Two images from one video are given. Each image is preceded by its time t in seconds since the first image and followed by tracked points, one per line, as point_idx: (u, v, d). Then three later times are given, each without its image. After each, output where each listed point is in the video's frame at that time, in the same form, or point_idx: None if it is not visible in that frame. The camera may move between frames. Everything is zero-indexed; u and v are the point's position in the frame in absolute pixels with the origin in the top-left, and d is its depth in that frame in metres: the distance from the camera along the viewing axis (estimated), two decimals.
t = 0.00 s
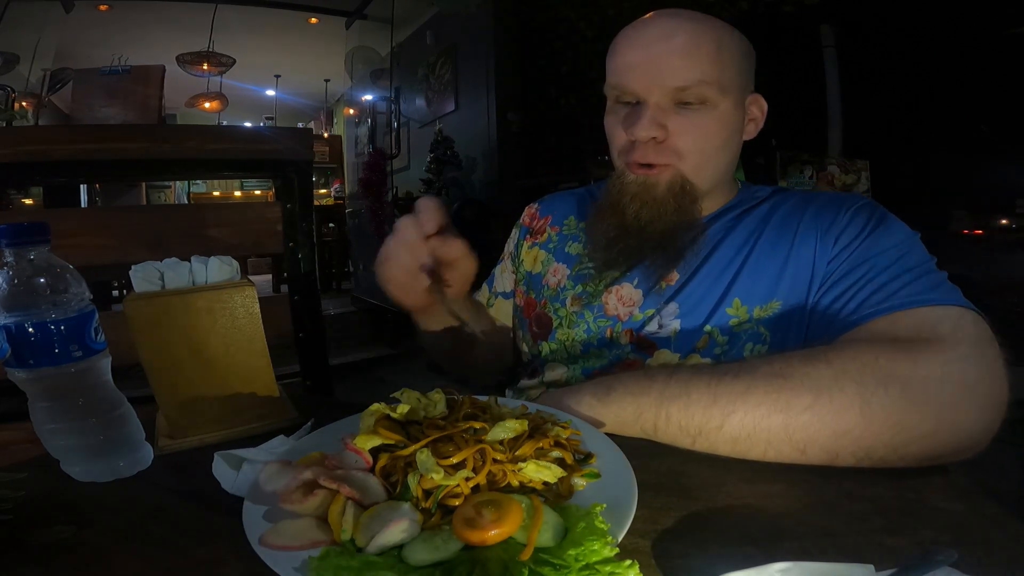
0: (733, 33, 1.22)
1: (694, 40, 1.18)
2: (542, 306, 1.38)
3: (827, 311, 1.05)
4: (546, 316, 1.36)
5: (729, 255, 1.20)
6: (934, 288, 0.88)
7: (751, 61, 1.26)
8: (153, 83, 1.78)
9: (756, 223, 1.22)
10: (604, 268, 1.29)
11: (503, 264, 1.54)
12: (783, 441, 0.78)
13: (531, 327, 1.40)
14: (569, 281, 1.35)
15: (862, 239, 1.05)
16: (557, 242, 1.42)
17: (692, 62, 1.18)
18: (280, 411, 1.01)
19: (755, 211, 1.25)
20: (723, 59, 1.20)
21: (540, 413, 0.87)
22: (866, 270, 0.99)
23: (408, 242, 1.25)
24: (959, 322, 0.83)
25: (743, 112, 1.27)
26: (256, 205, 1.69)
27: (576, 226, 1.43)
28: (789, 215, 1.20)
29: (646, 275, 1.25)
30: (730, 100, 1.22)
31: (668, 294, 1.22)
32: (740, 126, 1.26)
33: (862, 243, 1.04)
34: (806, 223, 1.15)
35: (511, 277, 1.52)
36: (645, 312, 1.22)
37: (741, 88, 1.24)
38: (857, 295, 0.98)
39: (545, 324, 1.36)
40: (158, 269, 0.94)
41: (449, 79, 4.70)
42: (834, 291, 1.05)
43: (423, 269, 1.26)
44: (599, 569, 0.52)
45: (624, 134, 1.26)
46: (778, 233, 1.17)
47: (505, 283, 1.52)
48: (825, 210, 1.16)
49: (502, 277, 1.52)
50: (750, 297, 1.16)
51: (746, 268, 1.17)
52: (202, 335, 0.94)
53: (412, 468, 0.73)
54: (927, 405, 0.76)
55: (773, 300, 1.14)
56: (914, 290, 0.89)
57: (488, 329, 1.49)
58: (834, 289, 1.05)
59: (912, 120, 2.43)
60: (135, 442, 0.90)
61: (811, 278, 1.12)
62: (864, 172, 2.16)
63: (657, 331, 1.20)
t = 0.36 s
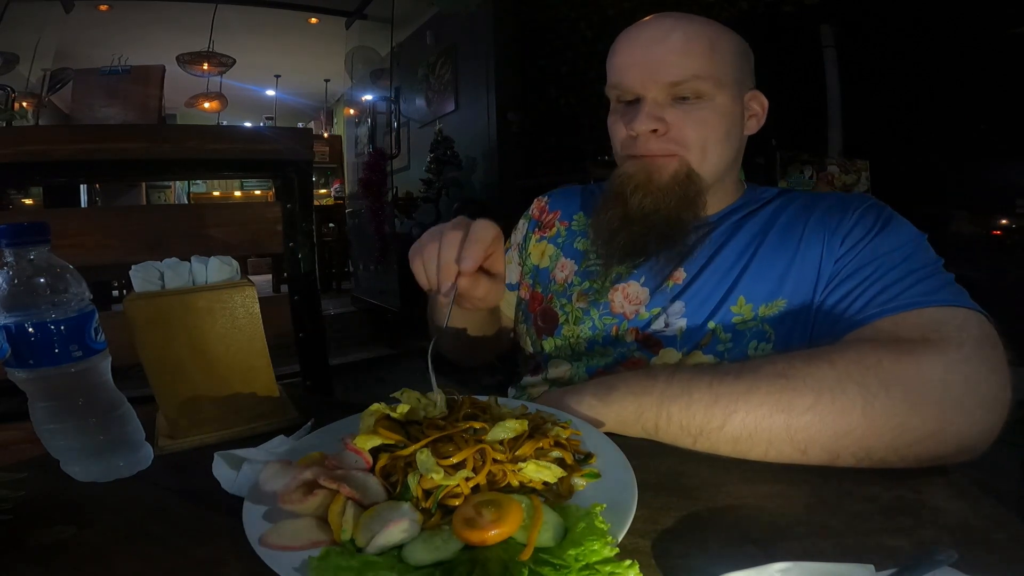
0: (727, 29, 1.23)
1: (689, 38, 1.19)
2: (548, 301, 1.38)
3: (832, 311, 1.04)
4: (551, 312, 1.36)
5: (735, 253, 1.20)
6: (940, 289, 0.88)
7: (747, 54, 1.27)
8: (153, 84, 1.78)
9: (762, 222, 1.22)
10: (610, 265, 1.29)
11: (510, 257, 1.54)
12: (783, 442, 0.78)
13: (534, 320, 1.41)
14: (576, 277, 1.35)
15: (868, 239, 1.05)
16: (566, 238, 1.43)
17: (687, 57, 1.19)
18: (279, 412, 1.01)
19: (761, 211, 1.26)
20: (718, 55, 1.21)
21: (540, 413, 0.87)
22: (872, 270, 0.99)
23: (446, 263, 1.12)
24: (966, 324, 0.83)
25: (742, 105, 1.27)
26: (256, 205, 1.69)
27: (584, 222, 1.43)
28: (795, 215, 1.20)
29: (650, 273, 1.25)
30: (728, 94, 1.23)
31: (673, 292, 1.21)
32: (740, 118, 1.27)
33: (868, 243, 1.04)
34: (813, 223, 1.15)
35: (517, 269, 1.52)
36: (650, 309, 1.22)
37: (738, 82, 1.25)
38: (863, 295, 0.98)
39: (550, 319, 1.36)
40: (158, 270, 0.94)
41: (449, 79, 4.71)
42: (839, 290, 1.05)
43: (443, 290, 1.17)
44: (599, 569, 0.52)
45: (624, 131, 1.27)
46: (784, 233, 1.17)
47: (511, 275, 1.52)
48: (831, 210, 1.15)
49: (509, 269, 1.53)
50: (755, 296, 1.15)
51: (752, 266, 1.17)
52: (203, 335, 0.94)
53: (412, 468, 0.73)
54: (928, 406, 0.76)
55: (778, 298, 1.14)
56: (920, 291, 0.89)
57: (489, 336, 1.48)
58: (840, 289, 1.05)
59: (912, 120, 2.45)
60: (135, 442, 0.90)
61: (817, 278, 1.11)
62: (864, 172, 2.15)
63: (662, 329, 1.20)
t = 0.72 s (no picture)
0: (729, 32, 1.23)
1: (693, 39, 1.19)
2: (551, 294, 1.39)
3: (835, 310, 1.04)
4: (553, 305, 1.36)
5: (739, 249, 1.20)
6: (945, 290, 0.88)
7: (750, 57, 1.27)
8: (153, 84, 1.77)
9: (768, 221, 1.22)
10: (613, 259, 1.29)
11: (513, 252, 1.54)
12: (784, 443, 0.78)
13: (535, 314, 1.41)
14: (579, 270, 1.36)
15: (873, 239, 1.05)
16: (568, 231, 1.43)
17: (690, 59, 1.19)
18: (279, 412, 1.01)
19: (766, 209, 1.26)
20: (721, 57, 1.21)
21: (540, 413, 0.87)
22: (877, 269, 0.99)
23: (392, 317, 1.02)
24: (969, 324, 0.83)
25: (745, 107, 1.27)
26: (257, 205, 1.69)
27: (588, 217, 1.43)
28: (801, 214, 1.20)
29: (653, 270, 1.25)
30: (732, 95, 1.23)
31: (676, 288, 1.21)
32: (743, 120, 1.27)
33: (874, 243, 1.04)
34: (818, 221, 1.15)
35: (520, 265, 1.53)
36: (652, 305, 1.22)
37: (742, 84, 1.25)
38: (867, 295, 0.97)
39: (552, 314, 1.36)
40: (158, 269, 0.94)
41: (449, 79, 4.70)
42: (843, 289, 1.05)
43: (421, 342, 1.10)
44: (598, 569, 0.52)
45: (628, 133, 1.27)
46: (789, 231, 1.17)
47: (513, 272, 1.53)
48: (837, 209, 1.15)
49: (512, 264, 1.53)
50: (758, 292, 1.15)
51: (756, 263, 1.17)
52: (203, 335, 0.94)
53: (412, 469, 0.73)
54: (929, 407, 0.76)
55: (782, 296, 1.14)
56: (924, 291, 0.88)
57: (493, 337, 1.44)
58: (844, 288, 1.05)
59: (912, 120, 2.46)
60: (135, 442, 0.90)
61: (821, 276, 1.11)
62: (864, 172, 2.15)
63: (664, 323, 1.20)
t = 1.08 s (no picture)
0: (725, 30, 1.24)
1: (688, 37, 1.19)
2: (548, 296, 1.38)
3: (834, 311, 1.04)
4: (550, 308, 1.36)
5: (737, 249, 1.20)
6: (945, 290, 0.88)
7: (746, 55, 1.28)
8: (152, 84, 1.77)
9: (766, 220, 1.22)
10: (610, 260, 1.29)
11: (509, 257, 1.55)
12: (784, 444, 0.78)
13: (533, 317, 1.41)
14: (575, 271, 1.36)
15: (872, 238, 1.05)
16: (564, 233, 1.43)
17: (685, 57, 1.19)
18: (279, 412, 1.01)
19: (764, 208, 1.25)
20: (717, 54, 1.21)
21: (540, 413, 0.87)
22: (876, 269, 0.99)
23: (355, 342, 1.13)
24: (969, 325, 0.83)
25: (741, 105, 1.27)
26: (257, 205, 1.69)
27: (584, 218, 1.43)
28: (799, 213, 1.19)
29: (651, 270, 1.25)
30: (727, 93, 1.23)
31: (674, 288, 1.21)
32: (739, 118, 1.27)
33: (872, 242, 1.04)
34: (816, 220, 1.15)
35: (517, 268, 1.53)
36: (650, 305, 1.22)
37: (738, 82, 1.25)
38: (867, 295, 0.97)
39: (549, 316, 1.36)
40: (158, 270, 0.94)
41: (449, 79, 4.70)
42: (842, 290, 1.05)
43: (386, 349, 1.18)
44: (598, 569, 0.52)
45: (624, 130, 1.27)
46: (787, 230, 1.17)
47: (510, 275, 1.53)
48: (835, 208, 1.15)
49: (509, 268, 1.53)
50: (757, 292, 1.15)
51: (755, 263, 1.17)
52: (202, 335, 0.94)
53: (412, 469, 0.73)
54: (929, 408, 0.76)
55: (780, 296, 1.14)
56: (923, 291, 0.88)
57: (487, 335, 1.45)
58: (842, 288, 1.05)
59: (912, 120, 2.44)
60: (135, 442, 0.89)
61: (819, 275, 1.11)
62: (864, 172, 2.14)
63: (661, 324, 1.20)
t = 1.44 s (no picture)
0: (722, 31, 1.24)
1: (684, 36, 1.20)
2: (545, 297, 1.39)
3: (831, 310, 1.04)
4: (547, 308, 1.36)
5: (733, 248, 1.20)
6: (942, 288, 0.88)
7: (742, 55, 1.28)
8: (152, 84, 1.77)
9: (761, 219, 1.22)
10: (607, 260, 1.29)
11: (506, 256, 1.54)
12: (784, 445, 0.78)
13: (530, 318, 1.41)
14: (571, 272, 1.36)
15: (867, 236, 1.05)
16: (561, 233, 1.43)
17: (682, 55, 1.20)
18: (279, 411, 1.01)
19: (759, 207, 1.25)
20: (714, 53, 1.22)
21: (540, 413, 0.87)
22: (872, 267, 0.99)
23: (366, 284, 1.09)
24: (969, 324, 0.83)
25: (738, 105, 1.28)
26: (257, 204, 1.69)
27: (580, 218, 1.44)
28: (795, 211, 1.20)
29: (648, 270, 1.25)
30: (724, 92, 1.24)
31: (671, 288, 1.21)
32: (735, 117, 1.27)
33: (868, 240, 1.04)
34: (812, 219, 1.15)
35: (514, 268, 1.53)
36: (647, 305, 1.22)
37: (735, 81, 1.26)
38: (863, 294, 0.97)
39: (547, 317, 1.36)
40: (158, 270, 0.94)
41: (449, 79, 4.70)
42: (838, 289, 1.05)
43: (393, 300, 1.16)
44: (598, 569, 0.52)
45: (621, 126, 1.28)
46: (783, 229, 1.17)
47: (507, 275, 1.53)
48: (830, 206, 1.15)
49: (505, 267, 1.53)
50: (753, 292, 1.15)
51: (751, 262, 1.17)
52: (202, 335, 0.94)
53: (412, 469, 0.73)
54: (930, 408, 0.76)
55: (776, 295, 1.14)
56: (920, 289, 0.89)
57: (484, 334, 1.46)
58: (839, 287, 1.05)
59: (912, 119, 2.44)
60: (135, 442, 0.89)
61: (815, 274, 1.11)
62: (864, 171, 2.14)
63: (658, 324, 1.20)
